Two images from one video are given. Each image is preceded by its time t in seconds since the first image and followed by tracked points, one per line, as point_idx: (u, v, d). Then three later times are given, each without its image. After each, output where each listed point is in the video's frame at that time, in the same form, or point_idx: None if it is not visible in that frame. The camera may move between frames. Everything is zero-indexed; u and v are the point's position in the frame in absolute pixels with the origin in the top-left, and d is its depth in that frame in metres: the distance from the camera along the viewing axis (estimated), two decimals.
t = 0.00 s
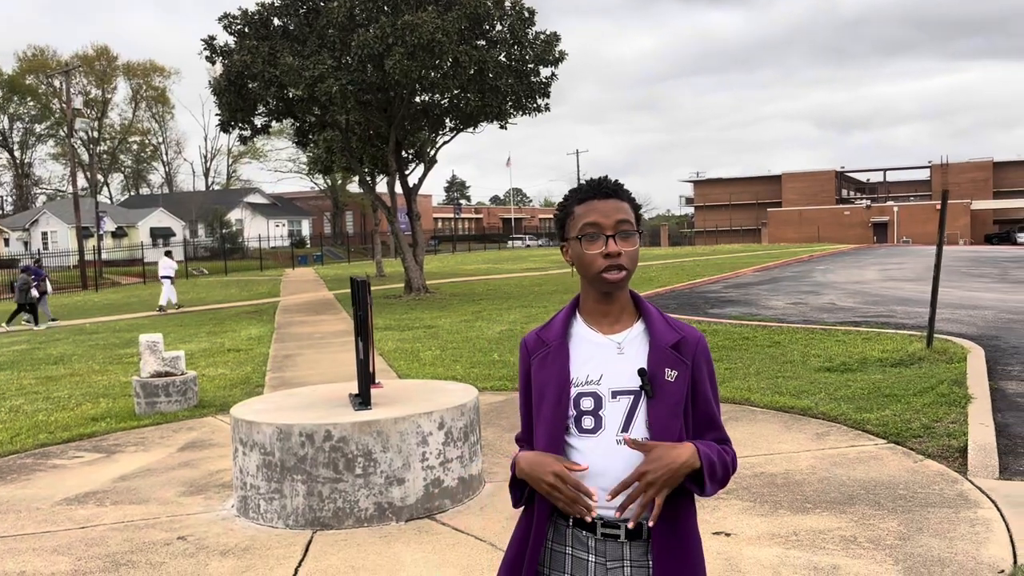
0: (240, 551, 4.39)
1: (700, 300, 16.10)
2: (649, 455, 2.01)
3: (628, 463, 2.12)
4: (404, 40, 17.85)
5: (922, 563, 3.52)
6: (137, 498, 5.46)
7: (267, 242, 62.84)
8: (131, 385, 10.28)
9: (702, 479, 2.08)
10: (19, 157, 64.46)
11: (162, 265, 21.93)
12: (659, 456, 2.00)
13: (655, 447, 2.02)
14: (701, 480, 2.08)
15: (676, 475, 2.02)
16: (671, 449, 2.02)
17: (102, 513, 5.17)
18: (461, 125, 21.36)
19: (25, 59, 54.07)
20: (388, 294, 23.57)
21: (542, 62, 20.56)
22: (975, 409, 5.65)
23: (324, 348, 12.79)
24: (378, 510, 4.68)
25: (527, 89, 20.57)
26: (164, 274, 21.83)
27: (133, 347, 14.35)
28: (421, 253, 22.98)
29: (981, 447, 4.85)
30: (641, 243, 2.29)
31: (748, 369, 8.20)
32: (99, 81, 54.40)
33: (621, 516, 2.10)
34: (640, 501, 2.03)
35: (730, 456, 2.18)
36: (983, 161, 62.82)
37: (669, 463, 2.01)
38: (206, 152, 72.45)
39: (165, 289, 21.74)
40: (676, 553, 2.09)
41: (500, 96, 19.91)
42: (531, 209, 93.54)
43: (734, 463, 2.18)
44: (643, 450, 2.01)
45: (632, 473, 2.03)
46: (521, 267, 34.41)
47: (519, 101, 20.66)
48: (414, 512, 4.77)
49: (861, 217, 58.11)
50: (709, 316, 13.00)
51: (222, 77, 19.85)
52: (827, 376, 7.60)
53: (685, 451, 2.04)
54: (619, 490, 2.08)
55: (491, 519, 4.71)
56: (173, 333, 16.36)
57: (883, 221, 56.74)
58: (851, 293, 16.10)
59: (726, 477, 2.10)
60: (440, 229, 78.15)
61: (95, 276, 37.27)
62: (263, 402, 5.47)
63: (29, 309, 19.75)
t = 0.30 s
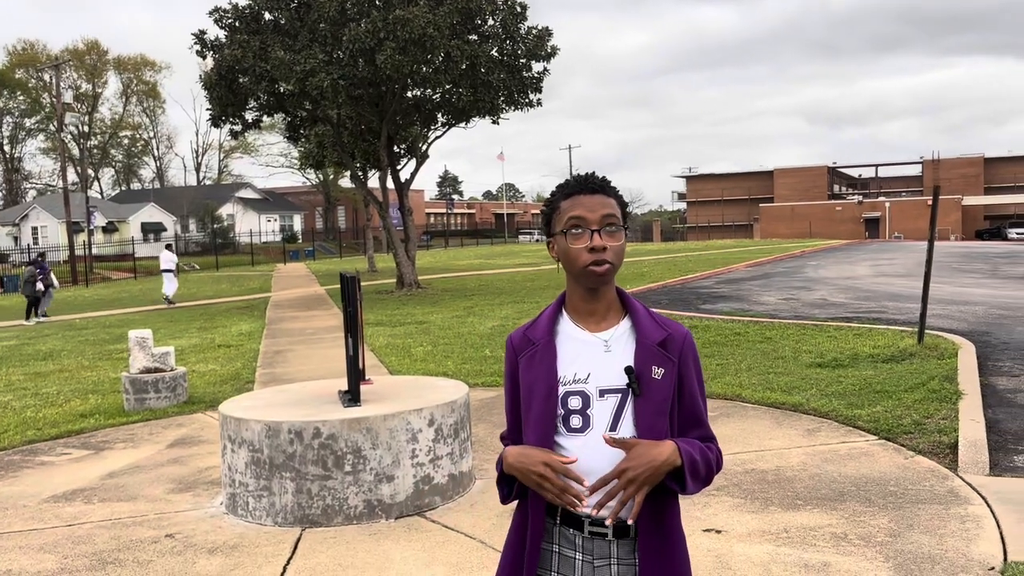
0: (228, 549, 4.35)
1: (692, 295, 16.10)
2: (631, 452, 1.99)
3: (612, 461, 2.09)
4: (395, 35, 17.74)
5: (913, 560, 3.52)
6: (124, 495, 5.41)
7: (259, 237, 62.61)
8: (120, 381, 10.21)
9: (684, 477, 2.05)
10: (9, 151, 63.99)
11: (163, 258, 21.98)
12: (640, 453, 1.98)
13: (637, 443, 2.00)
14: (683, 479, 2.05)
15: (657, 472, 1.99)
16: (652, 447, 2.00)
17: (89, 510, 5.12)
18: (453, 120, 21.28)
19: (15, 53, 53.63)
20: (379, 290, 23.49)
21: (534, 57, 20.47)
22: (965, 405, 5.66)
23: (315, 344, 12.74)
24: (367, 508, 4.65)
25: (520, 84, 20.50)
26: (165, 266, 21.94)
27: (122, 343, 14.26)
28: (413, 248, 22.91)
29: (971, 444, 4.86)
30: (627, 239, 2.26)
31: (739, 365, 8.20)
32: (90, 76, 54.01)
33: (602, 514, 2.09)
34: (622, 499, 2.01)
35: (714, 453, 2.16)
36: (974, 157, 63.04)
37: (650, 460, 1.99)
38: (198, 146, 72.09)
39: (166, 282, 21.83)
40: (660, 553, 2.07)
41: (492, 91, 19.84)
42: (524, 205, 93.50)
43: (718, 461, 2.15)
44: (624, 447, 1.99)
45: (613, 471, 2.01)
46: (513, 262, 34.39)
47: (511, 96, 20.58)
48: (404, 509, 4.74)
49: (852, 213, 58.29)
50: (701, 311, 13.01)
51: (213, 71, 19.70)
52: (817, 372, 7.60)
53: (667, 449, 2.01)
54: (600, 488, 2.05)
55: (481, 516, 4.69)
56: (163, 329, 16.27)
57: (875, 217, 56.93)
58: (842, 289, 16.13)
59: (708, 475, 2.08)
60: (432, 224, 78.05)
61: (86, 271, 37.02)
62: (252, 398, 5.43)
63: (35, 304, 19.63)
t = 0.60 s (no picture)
0: (219, 548, 4.32)
1: (687, 291, 16.07)
2: (619, 451, 1.96)
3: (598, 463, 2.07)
4: (390, 31, 17.65)
5: (906, 559, 3.51)
6: (115, 493, 5.37)
7: (253, 233, 62.44)
8: (113, 377, 10.17)
9: (671, 477, 2.03)
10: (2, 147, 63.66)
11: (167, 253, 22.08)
12: (630, 451, 1.95)
13: (626, 442, 1.97)
14: (670, 479, 2.02)
15: (645, 472, 1.97)
16: (641, 446, 1.97)
17: (80, 509, 5.08)
18: (448, 116, 21.22)
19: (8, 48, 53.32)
20: (374, 286, 23.45)
21: (529, 53, 20.42)
22: (959, 403, 5.65)
23: (309, 341, 12.70)
24: (359, 507, 4.62)
25: (515, 80, 20.42)
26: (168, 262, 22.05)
27: (116, 339, 14.20)
28: (408, 244, 22.85)
29: (966, 441, 4.84)
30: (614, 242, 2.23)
31: (734, 362, 8.18)
32: (83, 71, 53.73)
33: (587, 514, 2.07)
34: (609, 499, 1.99)
35: (701, 455, 2.13)
36: (969, 153, 63.15)
37: (639, 459, 1.96)
38: (192, 142, 71.83)
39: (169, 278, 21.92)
40: (646, 555, 2.04)
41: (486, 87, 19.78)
42: (519, 201, 93.42)
43: (705, 463, 2.13)
44: (614, 444, 1.96)
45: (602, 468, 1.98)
46: (508, 258, 34.34)
47: (506, 92, 20.53)
48: (396, 508, 4.71)
49: (847, 209, 58.37)
50: (696, 307, 12.99)
51: (206, 66, 19.58)
52: (812, 369, 7.59)
53: (655, 450, 1.98)
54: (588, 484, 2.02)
55: (474, 515, 4.66)
56: (157, 326, 16.21)
57: (869, 213, 57.02)
58: (837, 285, 16.13)
59: (695, 477, 2.05)
60: (428, 220, 77.93)
61: (79, 266, 36.89)
62: (245, 396, 5.40)
63: (43, 298, 19.74)
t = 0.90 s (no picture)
0: (215, 546, 4.30)
1: (686, 288, 16.06)
2: (610, 447, 1.94)
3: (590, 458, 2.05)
4: (387, 26, 17.58)
5: (904, 556, 3.49)
6: (110, 491, 5.34)
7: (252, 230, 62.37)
8: (110, 374, 10.14)
9: (663, 471, 2.02)
10: None
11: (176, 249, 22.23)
12: (622, 446, 1.93)
13: (617, 436, 1.95)
14: (663, 472, 2.01)
15: (638, 466, 1.95)
16: (634, 440, 1.96)
17: (75, 506, 5.06)
18: (446, 112, 21.18)
19: (6, 44, 53.17)
20: (372, 283, 23.42)
21: (527, 49, 20.38)
22: (957, 399, 5.65)
23: (307, 337, 12.67)
24: (356, 504, 4.60)
25: (513, 77, 20.38)
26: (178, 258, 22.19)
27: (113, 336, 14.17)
28: (406, 241, 22.82)
29: (964, 438, 4.83)
30: (603, 238, 2.21)
31: (732, 359, 8.17)
32: (81, 67, 53.59)
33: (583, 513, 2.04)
34: (603, 495, 1.97)
35: (690, 448, 2.12)
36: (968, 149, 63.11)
37: (632, 454, 1.94)
38: (191, 139, 71.71)
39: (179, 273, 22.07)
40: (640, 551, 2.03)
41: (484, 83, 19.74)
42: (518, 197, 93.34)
43: (694, 456, 2.11)
44: (607, 438, 1.94)
45: (597, 464, 1.96)
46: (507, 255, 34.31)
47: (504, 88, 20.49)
48: (393, 505, 4.69)
49: (846, 205, 58.35)
50: (695, 304, 12.97)
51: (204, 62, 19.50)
52: (810, 365, 7.58)
53: (648, 443, 1.97)
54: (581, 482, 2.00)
55: (471, 513, 4.64)
56: (155, 322, 16.18)
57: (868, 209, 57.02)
58: (835, 281, 16.12)
59: (686, 471, 2.04)
60: (426, 217, 77.86)
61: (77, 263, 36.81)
62: (241, 393, 5.38)
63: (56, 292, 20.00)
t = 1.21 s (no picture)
0: (215, 544, 4.29)
1: (686, 286, 16.03)
2: (599, 452, 1.93)
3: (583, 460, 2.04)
4: (388, 24, 17.54)
5: (906, 555, 3.47)
6: (110, 489, 5.34)
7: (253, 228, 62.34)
8: (110, 372, 10.13)
9: (652, 472, 2.01)
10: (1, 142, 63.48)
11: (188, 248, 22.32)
12: (608, 451, 1.93)
13: (605, 442, 1.94)
14: (651, 474, 2.00)
15: (626, 470, 1.95)
16: (620, 443, 1.95)
17: (76, 504, 5.06)
18: (446, 109, 21.15)
19: (7, 42, 53.13)
20: (374, 281, 23.38)
21: (528, 46, 20.35)
22: (959, 397, 5.62)
23: (308, 335, 12.65)
24: (356, 502, 4.59)
25: (514, 74, 20.35)
26: (189, 257, 22.27)
27: (114, 334, 14.15)
28: (407, 239, 22.79)
29: (966, 436, 4.81)
30: (597, 237, 2.19)
31: (734, 357, 8.14)
32: (82, 65, 53.55)
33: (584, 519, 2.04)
34: (596, 502, 1.96)
35: (682, 447, 2.11)
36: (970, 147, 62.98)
37: (618, 458, 1.94)
38: (192, 136, 71.68)
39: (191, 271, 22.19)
40: (635, 552, 2.03)
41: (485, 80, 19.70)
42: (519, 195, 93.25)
43: (686, 456, 2.10)
44: (592, 445, 1.94)
45: (582, 473, 1.95)
46: (508, 253, 34.28)
47: (505, 85, 20.46)
48: (393, 503, 4.68)
49: (847, 203, 58.25)
50: (695, 302, 12.94)
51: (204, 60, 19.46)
52: (812, 363, 7.56)
53: (635, 445, 1.96)
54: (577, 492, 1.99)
55: (472, 510, 4.63)
56: (156, 320, 16.17)
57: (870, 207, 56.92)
58: (836, 279, 16.07)
59: (676, 471, 2.03)
60: (427, 215, 77.80)
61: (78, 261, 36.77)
62: (241, 391, 5.37)
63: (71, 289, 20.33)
